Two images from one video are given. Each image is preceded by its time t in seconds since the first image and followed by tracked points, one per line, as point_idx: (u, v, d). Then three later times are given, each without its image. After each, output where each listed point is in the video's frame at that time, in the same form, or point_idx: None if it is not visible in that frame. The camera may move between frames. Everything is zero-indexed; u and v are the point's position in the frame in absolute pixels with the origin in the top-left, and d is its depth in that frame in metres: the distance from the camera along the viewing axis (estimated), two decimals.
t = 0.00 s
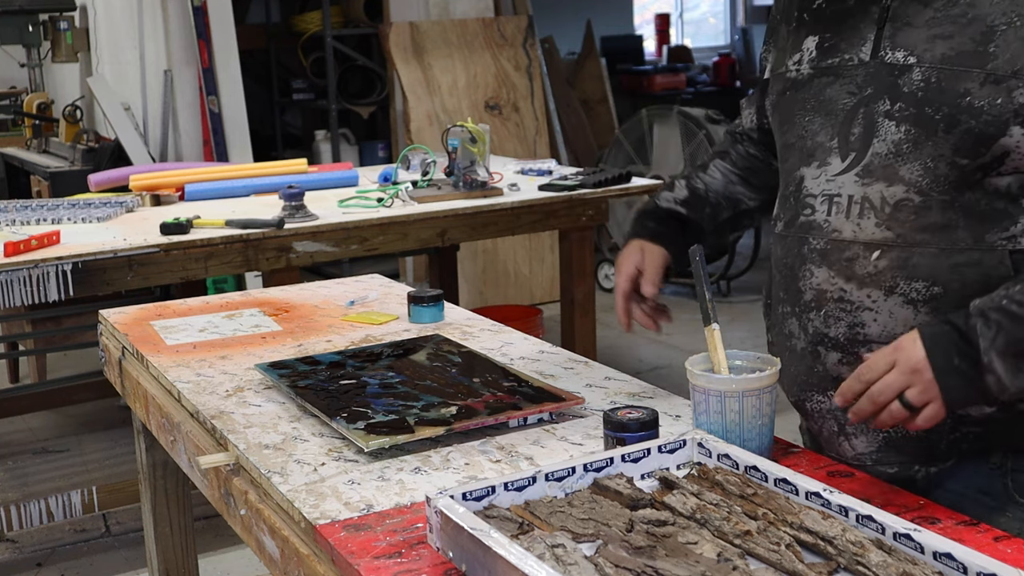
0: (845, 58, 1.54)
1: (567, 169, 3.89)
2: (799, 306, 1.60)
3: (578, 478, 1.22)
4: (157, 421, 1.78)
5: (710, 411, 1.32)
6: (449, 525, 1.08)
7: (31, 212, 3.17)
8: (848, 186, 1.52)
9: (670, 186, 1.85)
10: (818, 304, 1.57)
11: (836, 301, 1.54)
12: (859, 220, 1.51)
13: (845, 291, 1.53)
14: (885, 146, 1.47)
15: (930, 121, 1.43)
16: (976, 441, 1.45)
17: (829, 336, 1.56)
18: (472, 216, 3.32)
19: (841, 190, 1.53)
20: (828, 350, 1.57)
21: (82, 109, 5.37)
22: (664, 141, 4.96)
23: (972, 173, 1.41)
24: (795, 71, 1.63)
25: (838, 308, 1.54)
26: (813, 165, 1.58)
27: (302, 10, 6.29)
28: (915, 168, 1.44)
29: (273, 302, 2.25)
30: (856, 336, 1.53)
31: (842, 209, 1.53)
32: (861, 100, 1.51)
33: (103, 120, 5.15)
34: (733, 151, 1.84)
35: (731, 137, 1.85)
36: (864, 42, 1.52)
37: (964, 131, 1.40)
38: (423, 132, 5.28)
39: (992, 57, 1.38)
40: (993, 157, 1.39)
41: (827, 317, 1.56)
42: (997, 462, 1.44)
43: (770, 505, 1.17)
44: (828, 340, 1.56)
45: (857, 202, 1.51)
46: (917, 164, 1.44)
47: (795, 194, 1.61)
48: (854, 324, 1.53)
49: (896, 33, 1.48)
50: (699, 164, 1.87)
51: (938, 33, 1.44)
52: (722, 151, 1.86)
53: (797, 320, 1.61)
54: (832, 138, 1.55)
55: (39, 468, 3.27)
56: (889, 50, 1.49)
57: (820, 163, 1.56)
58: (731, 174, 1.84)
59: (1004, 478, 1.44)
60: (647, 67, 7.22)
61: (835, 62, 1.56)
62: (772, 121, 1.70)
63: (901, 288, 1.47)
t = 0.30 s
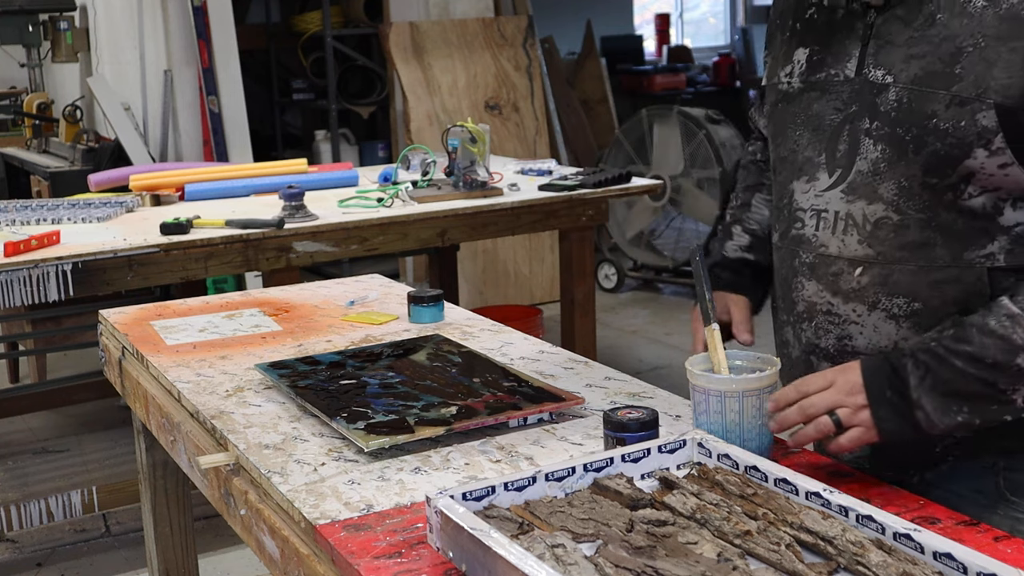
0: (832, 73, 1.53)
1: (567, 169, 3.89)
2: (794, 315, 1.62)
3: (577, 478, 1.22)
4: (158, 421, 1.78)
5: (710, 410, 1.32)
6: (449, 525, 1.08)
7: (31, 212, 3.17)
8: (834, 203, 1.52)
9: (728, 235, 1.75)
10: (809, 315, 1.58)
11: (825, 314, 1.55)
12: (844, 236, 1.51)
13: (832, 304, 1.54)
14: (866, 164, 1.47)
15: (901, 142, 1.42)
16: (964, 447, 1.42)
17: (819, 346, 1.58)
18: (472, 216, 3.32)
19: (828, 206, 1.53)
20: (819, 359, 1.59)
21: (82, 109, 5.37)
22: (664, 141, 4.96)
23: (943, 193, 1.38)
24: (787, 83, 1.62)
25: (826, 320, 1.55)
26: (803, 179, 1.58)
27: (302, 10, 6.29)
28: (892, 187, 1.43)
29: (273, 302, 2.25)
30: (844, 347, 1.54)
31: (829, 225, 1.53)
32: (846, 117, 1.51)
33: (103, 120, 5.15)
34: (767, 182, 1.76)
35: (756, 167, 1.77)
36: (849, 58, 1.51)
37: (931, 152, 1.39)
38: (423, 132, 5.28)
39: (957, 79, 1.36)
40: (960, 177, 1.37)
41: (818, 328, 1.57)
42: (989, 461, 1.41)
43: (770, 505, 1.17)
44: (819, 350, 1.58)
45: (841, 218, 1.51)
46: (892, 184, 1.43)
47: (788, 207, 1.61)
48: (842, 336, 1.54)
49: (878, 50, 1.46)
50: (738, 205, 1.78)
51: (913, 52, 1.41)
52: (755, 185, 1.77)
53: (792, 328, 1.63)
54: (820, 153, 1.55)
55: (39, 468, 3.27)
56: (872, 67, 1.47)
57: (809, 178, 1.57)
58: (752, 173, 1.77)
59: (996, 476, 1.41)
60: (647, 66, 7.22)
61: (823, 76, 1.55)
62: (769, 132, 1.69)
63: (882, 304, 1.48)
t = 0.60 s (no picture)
0: (825, 85, 1.52)
1: (567, 169, 3.89)
2: (790, 322, 1.62)
3: (578, 478, 1.22)
4: (158, 422, 1.78)
5: (710, 411, 1.32)
6: (450, 525, 1.08)
7: (31, 212, 3.17)
8: (826, 215, 1.51)
9: (737, 270, 1.75)
10: (804, 324, 1.58)
11: (818, 323, 1.55)
12: (834, 248, 1.50)
13: (825, 314, 1.54)
14: (856, 178, 1.46)
15: (889, 158, 1.41)
16: (959, 447, 1.42)
17: (814, 354, 1.58)
18: (472, 216, 3.32)
19: (821, 218, 1.52)
20: (814, 367, 1.59)
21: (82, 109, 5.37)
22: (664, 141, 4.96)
23: (928, 211, 1.40)
24: (782, 92, 1.61)
25: (820, 330, 1.55)
26: (798, 190, 1.55)
27: (302, 10, 6.29)
28: (880, 203, 1.43)
29: (273, 302, 2.25)
30: (837, 356, 1.54)
31: (821, 236, 1.52)
32: (839, 130, 1.49)
33: (103, 120, 5.15)
34: (759, 207, 1.78)
35: (743, 190, 1.80)
36: (842, 71, 1.49)
37: (916, 170, 1.39)
38: (423, 132, 5.27)
39: (941, 98, 1.36)
40: (945, 195, 1.38)
41: (812, 337, 1.57)
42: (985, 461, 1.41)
43: (770, 505, 1.17)
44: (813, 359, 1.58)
45: (833, 231, 1.50)
46: (880, 200, 1.43)
47: (783, 217, 1.60)
48: (835, 346, 1.54)
49: (870, 66, 1.45)
50: (736, 233, 1.79)
51: (902, 68, 1.41)
52: (749, 212, 1.79)
53: (789, 336, 1.63)
54: (814, 165, 1.53)
55: (38, 468, 3.27)
56: (864, 82, 1.46)
57: (804, 189, 1.54)
58: (742, 195, 1.80)
59: (986, 474, 1.40)
60: (647, 67, 7.22)
61: (816, 89, 1.54)
62: (766, 140, 1.68)
63: (872, 316, 1.48)
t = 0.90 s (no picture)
0: (824, 92, 1.51)
1: (567, 169, 3.89)
2: (789, 326, 1.62)
3: (577, 478, 1.22)
4: (157, 422, 1.78)
5: (713, 411, 1.33)
6: (449, 525, 1.08)
7: (31, 212, 3.17)
8: (826, 222, 1.51)
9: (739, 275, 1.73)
10: (804, 329, 1.59)
11: (818, 329, 1.56)
12: (834, 256, 1.50)
13: (825, 320, 1.54)
14: (856, 186, 1.46)
15: (890, 168, 1.41)
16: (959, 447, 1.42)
17: (813, 359, 1.59)
18: (472, 216, 3.32)
19: (821, 225, 1.52)
20: (813, 372, 1.59)
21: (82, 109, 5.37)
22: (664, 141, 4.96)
23: (929, 221, 1.39)
24: (779, 98, 1.60)
25: (820, 335, 1.56)
26: (797, 197, 1.55)
27: (302, 10, 6.29)
28: (880, 212, 1.43)
29: (273, 302, 2.25)
30: (836, 362, 1.55)
31: (821, 243, 1.52)
32: (839, 137, 1.49)
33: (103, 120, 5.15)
34: (756, 208, 1.76)
35: (738, 194, 1.78)
36: (842, 79, 1.49)
37: (917, 181, 1.38)
38: (423, 132, 5.27)
39: (943, 108, 1.35)
40: (946, 206, 1.38)
41: (812, 342, 1.58)
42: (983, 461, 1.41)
43: (770, 505, 1.17)
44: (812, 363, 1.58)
45: (833, 238, 1.50)
46: (880, 209, 1.43)
47: (782, 223, 1.60)
48: (835, 351, 1.54)
49: (870, 73, 1.44)
50: (732, 242, 1.76)
51: (902, 77, 1.40)
52: (745, 215, 1.77)
53: (788, 340, 1.63)
54: (813, 171, 1.53)
55: (38, 468, 3.27)
56: (864, 89, 1.45)
57: (804, 196, 1.54)
58: (739, 199, 1.78)
59: (984, 474, 1.40)
60: (647, 67, 7.22)
61: (815, 95, 1.53)
62: (764, 144, 1.67)
63: (873, 323, 1.48)
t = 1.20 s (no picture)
0: (828, 87, 1.51)
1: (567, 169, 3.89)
2: (790, 326, 1.61)
3: (577, 478, 1.22)
4: (157, 422, 1.78)
5: (733, 415, 1.32)
6: (449, 525, 1.08)
7: (32, 212, 3.17)
8: (831, 218, 1.50)
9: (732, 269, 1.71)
10: (806, 328, 1.57)
11: (821, 327, 1.55)
12: (839, 252, 1.50)
13: (829, 318, 1.53)
14: (862, 181, 1.45)
15: (900, 161, 1.41)
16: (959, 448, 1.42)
17: (815, 359, 1.57)
18: (472, 216, 3.31)
19: (825, 221, 1.51)
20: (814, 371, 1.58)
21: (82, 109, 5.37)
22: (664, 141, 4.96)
23: (939, 215, 1.39)
24: (780, 94, 1.60)
25: (822, 334, 1.55)
26: (800, 193, 1.55)
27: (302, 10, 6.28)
28: (888, 207, 1.43)
29: (273, 302, 2.25)
30: (840, 361, 1.54)
31: (825, 240, 1.51)
32: (843, 132, 1.49)
33: (103, 120, 5.15)
34: (751, 206, 1.76)
35: (734, 193, 1.78)
36: (847, 74, 1.49)
37: (930, 174, 1.38)
38: (423, 132, 5.27)
39: (956, 101, 1.35)
40: (958, 199, 1.37)
41: (814, 341, 1.57)
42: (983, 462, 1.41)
43: (770, 505, 1.17)
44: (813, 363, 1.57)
45: (838, 234, 1.49)
46: (889, 203, 1.43)
47: (784, 220, 1.59)
48: (839, 350, 1.53)
49: (877, 68, 1.45)
50: (725, 239, 1.76)
51: (911, 70, 1.40)
52: (740, 211, 1.77)
53: (789, 339, 1.62)
54: (817, 167, 1.53)
55: (38, 468, 3.27)
56: (870, 84, 1.45)
57: (807, 192, 1.54)
58: (733, 198, 1.78)
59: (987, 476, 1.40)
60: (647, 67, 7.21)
61: (819, 91, 1.53)
62: (762, 141, 1.67)
63: (879, 320, 1.47)
